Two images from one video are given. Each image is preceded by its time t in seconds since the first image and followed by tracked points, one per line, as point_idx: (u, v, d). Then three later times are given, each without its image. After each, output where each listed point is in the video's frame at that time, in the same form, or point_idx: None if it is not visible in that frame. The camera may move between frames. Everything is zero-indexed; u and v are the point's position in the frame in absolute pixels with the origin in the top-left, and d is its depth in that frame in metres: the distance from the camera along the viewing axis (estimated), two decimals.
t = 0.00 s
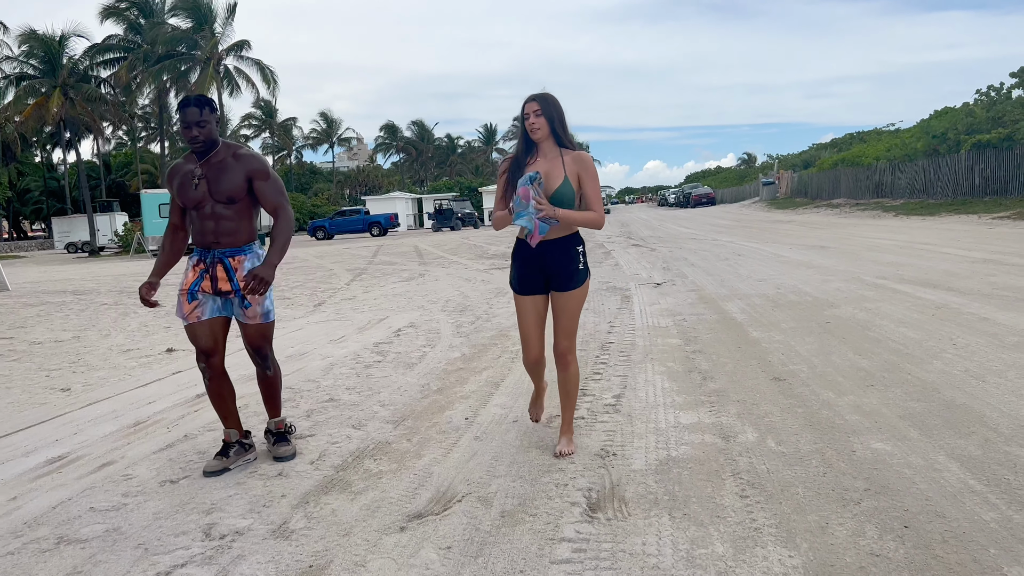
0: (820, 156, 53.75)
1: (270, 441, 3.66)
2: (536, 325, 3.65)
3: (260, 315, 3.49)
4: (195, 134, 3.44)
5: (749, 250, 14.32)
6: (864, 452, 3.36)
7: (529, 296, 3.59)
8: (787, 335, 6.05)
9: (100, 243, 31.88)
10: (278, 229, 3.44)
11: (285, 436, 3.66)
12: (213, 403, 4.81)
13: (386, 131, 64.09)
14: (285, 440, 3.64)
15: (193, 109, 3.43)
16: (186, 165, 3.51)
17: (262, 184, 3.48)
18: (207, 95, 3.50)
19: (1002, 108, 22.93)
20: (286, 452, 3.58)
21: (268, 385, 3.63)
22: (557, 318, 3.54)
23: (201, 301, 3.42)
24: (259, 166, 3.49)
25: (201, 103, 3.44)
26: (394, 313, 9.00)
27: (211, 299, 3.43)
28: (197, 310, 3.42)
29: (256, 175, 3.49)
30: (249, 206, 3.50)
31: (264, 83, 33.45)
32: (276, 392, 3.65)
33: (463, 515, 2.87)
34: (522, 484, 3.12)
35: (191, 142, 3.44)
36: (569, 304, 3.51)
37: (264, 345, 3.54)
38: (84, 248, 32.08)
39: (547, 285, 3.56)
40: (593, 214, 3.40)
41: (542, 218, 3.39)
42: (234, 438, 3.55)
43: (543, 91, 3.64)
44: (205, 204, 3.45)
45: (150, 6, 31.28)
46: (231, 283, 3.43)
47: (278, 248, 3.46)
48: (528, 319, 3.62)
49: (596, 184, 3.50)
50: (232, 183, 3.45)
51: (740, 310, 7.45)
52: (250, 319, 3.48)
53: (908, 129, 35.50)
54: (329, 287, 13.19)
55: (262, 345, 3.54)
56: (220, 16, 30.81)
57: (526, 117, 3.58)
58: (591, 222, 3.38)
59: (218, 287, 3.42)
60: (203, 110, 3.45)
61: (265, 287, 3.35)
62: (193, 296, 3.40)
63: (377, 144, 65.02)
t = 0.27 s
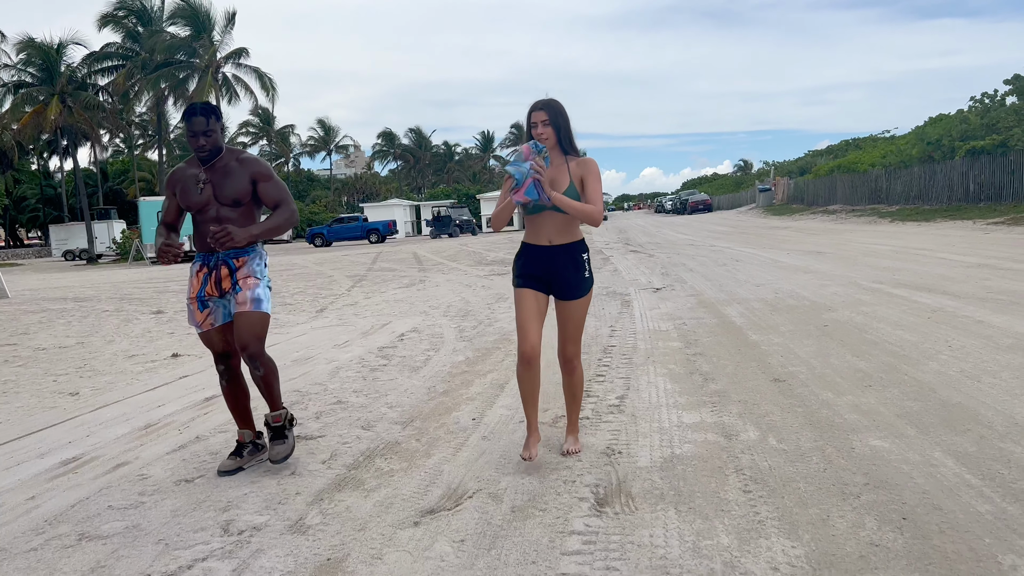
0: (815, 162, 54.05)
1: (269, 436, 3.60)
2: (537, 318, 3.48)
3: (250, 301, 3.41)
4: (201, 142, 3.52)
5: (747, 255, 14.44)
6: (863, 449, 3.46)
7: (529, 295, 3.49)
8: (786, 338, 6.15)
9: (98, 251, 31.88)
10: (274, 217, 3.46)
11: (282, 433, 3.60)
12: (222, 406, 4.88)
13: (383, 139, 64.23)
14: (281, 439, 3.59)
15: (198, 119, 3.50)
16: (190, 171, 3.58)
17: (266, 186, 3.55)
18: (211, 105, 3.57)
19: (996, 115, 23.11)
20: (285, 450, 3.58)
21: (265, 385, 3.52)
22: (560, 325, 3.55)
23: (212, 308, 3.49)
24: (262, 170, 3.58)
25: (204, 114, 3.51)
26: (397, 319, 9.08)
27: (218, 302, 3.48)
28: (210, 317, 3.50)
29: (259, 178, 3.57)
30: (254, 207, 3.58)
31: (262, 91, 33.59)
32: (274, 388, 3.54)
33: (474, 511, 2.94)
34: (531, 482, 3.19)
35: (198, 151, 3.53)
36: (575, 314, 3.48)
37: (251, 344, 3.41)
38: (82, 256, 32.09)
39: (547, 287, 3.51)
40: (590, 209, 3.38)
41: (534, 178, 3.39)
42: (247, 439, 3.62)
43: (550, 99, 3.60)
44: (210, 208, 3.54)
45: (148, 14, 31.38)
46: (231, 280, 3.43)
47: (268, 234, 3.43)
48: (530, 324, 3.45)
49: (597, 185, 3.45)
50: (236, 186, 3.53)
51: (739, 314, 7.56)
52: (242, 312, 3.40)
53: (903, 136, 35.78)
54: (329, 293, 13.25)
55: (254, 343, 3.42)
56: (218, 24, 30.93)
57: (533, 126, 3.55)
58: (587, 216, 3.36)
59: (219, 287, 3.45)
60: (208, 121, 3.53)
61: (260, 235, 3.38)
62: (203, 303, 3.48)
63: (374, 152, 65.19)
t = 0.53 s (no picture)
0: (808, 169, 54.40)
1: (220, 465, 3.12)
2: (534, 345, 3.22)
3: (237, 304, 3.34)
4: (202, 157, 3.46)
5: (741, 261, 14.59)
6: (856, 446, 3.55)
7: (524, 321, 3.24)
8: (779, 341, 6.25)
9: (92, 257, 31.79)
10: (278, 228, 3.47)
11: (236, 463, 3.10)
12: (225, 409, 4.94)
13: (377, 145, 64.33)
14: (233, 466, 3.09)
15: (201, 133, 3.45)
16: (188, 183, 3.51)
17: (268, 199, 3.53)
18: (213, 118, 3.52)
19: (987, 123, 23.35)
20: (236, 479, 3.06)
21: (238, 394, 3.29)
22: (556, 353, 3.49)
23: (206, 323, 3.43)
24: (264, 182, 3.55)
25: (207, 128, 3.46)
26: (394, 323, 9.15)
27: (211, 313, 3.42)
28: (205, 332, 3.45)
29: (261, 191, 3.54)
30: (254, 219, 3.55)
31: (257, 98, 33.64)
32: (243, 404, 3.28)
33: (478, 506, 3.02)
34: (531, 479, 3.27)
35: (199, 165, 3.47)
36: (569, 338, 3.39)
37: (231, 343, 3.25)
38: (76, 263, 32.01)
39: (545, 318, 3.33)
40: (584, 241, 3.27)
41: (534, 204, 3.23)
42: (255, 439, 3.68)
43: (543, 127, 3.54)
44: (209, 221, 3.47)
45: (143, 21, 31.41)
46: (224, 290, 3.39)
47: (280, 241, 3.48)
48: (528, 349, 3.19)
49: (591, 215, 3.35)
50: (239, 199, 3.50)
51: (734, 318, 7.66)
52: (230, 314, 3.31)
53: (894, 144, 36.13)
54: (326, 299, 13.31)
55: (236, 345, 3.28)
56: (213, 31, 30.99)
57: (528, 155, 3.45)
58: (580, 248, 3.23)
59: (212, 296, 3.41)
60: (210, 135, 3.48)
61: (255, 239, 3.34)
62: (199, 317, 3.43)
63: (368, 158, 65.28)
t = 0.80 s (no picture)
0: (798, 176, 54.83)
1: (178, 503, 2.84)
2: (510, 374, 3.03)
3: (219, 338, 3.12)
4: (191, 198, 3.22)
5: (731, 267, 14.72)
6: (842, 447, 3.63)
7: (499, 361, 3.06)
8: (768, 346, 6.35)
9: (82, 263, 31.65)
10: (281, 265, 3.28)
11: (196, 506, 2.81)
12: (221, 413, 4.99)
13: (368, 151, 64.37)
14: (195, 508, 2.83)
15: (190, 173, 3.21)
16: (174, 221, 3.25)
17: (262, 239, 3.32)
18: (199, 155, 3.28)
19: (973, 130, 23.64)
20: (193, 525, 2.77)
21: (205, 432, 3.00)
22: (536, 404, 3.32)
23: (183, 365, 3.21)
24: (257, 222, 3.35)
25: (196, 167, 3.21)
26: (387, 328, 9.20)
27: (188, 355, 3.20)
28: (181, 374, 3.22)
29: (253, 230, 3.34)
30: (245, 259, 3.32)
31: (249, 103, 33.65)
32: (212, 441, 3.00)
33: (473, 506, 3.07)
34: (525, 480, 3.33)
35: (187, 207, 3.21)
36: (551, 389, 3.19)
37: (204, 377, 3.01)
38: (65, 268, 31.85)
39: (519, 358, 3.10)
40: (565, 297, 3.12)
41: (519, 260, 3.04)
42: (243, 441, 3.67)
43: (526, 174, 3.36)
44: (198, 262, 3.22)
45: (134, 26, 31.38)
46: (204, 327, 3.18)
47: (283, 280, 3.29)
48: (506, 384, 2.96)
49: (572, 269, 3.20)
50: (231, 239, 3.26)
51: (724, 323, 7.76)
52: (210, 349, 3.09)
53: (882, 151, 36.50)
54: (318, 304, 13.34)
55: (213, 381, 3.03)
56: (204, 36, 30.99)
57: (511, 203, 3.27)
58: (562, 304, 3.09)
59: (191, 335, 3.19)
60: (199, 175, 3.24)
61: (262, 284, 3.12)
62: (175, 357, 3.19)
63: (360, 164, 65.32)
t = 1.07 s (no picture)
0: (786, 182, 55.24)
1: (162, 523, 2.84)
2: (493, 391, 3.06)
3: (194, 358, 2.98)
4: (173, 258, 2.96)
5: (718, 273, 14.84)
6: (823, 452, 3.70)
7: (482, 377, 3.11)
8: (754, 352, 6.42)
9: (69, 268, 31.45)
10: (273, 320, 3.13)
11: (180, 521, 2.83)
12: (210, 417, 5.01)
13: (358, 156, 64.30)
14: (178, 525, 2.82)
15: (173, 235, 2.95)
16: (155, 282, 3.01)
17: (249, 295, 3.14)
18: (180, 211, 3.01)
19: (958, 138, 23.93)
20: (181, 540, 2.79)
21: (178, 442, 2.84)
22: (518, 415, 3.37)
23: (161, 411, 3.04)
24: (242, 276, 3.15)
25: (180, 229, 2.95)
26: (376, 334, 9.23)
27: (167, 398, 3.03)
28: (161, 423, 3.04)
29: (240, 285, 3.14)
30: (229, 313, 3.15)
31: (239, 108, 33.60)
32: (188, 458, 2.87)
33: (460, 510, 3.12)
34: (512, 484, 3.38)
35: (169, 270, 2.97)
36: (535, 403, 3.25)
37: (171, 393, 2.82)
38: (52, 273, 31.64)
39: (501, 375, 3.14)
40: (548, 312, 3.11)
41: (499, 284, 3.04)
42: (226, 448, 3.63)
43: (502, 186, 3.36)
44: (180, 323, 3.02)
45: (124, 30, 31.28)
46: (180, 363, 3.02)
47: (273, 335, 3.14)
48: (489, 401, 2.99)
49: (554, 284, 3.20)
50: (216, 298, 3.07)
51: (710, 329, 7.84)
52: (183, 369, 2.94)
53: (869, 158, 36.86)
54: (307, 310, 13.33)
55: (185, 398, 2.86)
56: (194, 41, 30.93)
57: (488, 217, 3.28)
58: (548, 321, 3.09)
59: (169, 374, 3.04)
60: (181, 236, 2.98)
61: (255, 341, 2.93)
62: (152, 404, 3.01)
63: (350, 169, 65.24)
